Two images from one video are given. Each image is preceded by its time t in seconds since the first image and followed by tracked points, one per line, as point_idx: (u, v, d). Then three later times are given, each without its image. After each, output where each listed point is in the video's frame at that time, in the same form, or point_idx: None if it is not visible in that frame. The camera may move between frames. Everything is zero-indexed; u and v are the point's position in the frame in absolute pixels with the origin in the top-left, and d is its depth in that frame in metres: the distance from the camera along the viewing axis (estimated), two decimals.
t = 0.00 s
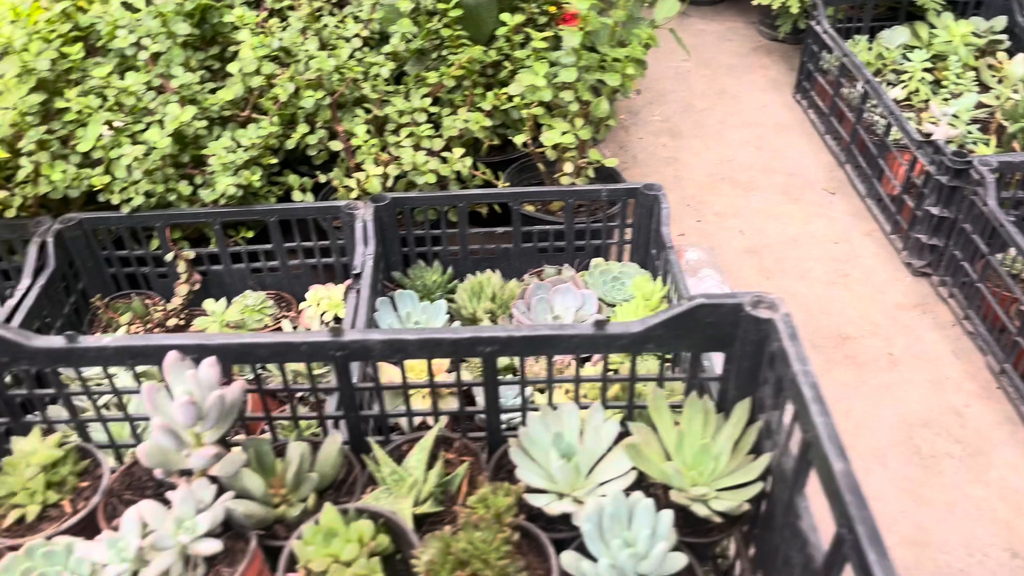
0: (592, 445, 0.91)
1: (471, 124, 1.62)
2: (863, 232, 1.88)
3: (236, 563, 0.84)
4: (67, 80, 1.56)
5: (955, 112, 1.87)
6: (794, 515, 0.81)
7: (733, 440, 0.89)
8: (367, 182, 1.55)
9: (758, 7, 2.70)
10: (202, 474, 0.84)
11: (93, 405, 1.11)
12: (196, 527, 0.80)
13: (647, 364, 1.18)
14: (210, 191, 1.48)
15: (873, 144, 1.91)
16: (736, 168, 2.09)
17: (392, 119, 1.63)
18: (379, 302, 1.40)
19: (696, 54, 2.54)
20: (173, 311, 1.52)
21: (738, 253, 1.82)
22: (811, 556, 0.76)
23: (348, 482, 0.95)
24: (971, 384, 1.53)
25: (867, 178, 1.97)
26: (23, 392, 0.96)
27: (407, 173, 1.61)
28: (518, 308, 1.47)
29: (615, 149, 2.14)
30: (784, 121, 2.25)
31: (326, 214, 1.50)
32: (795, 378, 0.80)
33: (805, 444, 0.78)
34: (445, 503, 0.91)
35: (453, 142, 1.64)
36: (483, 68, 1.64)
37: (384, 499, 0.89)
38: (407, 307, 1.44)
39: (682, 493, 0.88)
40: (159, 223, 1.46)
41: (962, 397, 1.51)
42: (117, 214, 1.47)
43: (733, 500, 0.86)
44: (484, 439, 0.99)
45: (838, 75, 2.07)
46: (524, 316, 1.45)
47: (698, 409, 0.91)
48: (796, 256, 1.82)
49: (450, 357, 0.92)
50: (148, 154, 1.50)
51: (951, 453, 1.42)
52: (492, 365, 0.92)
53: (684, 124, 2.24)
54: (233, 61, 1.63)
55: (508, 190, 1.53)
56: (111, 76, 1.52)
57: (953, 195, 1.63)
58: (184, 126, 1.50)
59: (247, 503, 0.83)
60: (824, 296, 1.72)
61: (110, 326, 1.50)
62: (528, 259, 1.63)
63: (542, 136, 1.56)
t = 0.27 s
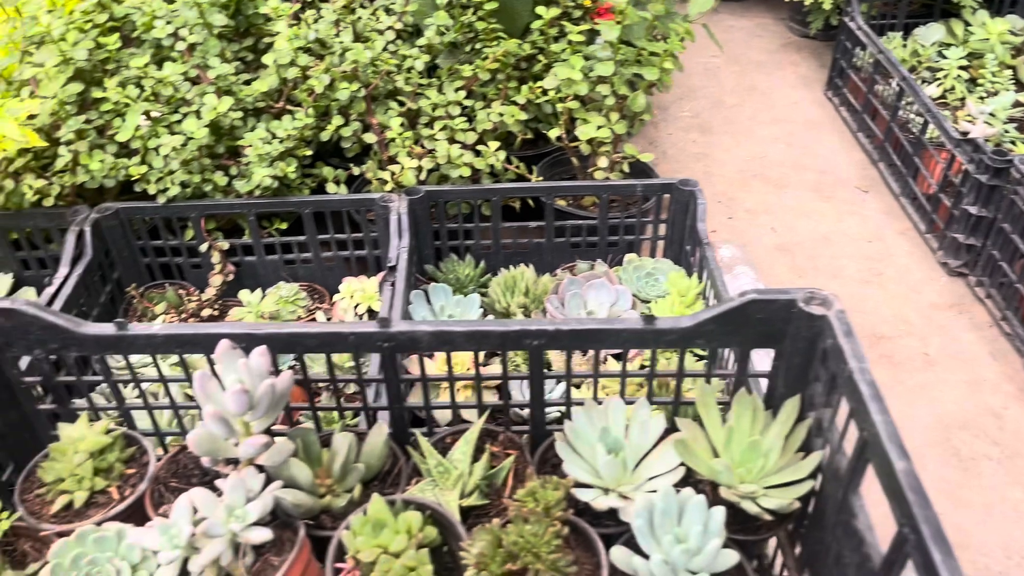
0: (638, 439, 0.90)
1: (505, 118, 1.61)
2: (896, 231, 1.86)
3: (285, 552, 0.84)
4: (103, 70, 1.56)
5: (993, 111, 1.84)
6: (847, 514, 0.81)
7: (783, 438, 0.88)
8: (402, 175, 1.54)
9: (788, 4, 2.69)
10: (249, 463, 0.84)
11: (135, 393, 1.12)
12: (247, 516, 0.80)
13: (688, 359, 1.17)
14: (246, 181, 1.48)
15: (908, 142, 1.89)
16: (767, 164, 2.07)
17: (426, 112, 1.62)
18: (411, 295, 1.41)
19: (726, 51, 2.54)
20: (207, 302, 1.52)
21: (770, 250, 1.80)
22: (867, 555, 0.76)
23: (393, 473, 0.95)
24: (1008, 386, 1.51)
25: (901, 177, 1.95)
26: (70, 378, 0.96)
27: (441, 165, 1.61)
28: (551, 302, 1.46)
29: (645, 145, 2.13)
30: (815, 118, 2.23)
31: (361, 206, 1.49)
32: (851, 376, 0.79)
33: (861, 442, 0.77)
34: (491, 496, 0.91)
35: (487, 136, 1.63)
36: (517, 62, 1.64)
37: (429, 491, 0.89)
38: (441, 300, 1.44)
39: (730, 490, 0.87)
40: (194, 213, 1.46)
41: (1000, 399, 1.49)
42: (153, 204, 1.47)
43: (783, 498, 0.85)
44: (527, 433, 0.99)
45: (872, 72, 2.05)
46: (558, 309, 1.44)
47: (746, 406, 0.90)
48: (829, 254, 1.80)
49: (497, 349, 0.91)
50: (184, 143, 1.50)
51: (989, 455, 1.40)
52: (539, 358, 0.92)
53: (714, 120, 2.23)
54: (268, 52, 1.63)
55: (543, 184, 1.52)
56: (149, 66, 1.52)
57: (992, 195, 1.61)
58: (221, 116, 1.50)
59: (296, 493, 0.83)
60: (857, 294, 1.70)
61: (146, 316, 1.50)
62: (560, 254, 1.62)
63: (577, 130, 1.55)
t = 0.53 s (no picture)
0: (664, 437, 0.90)
1: (525, 115, 1.61)
2: (916, 231, 1.85)
3: (311, 546, 0.84)
4: (125, 65, 1.57)
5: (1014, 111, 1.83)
6: (877, 514, 0.81)
7: (810, 437, 0.88)
8: (422, 171, 1.54)
9: (806, 3, 2.69)
10: (276, 457, 0.84)
11: (159, 386, 1.12)
12: (274, 510, 0.80)
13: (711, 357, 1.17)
14: (266, 177, 1.49)
15: (928, 141, 1.88)
16: (785, 164, 2.06)
17: (445, 109, 1.62)
18: (432, 291, 1.39)
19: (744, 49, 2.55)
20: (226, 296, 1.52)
21: (788, 249, 1.80)
22: (898, 556, 0.75)
23: (418, 469, 0.95)
24: None
25: (920, 177, 1.94)
26: (97, 371, 0.96)
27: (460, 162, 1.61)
28: (571, 300, 1.45)
29: (662, 143, 2.13)
30: (834, 118, 2.22)
31: (380, 202, 1.49)
32: (882, 376, 0.78)
33: (892, 442, 0.77)
34: (515, 493, 0.91)
35: (506, 133, 1.63)
36: (536, 58, 1.63)
37: (454, 487, 0.89)
38: (460, 297, 1.44)
39: (757, 489, 0.87)
40: (214, 208, 1.47)
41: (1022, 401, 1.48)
42: (174, 199, 1.48)
43: (810, 497, 0.85)
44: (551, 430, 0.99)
45: (891, 71, 2.04)
46: (576, 307, 1.43)
47: (773, 405, 0.90)
48: (847, 254, 1.79)
49: (523, 347, 0.91)
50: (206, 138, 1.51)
51: (1011, 457, 1.39)
52: (565, 356, 0.92)
53: (731, 118, 2.24)
54: (288, 48, 1.63)
55: (562, 181, 1.51)
56: (170, 61, 1.53)
57: (1014, 195, 1.60)
58: (242, 112, 1.50)
59: (323, 487, 0.83)
60: (877, 295, 1.69)
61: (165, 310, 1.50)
62: (578, 252, 1.62)
63: (598, 128, 1.55)
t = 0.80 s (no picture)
0: (695, 437, 0.89)
1: (549, 112, 1.60)
2: (940, 233, 1.83)
3: (341, 540, 0.84)
4: (150, 59, 1.57)
5: None
6: (911, 517, 0.80)
7: (842, 439, 0.87)
8: (445, 168, 1.54)
9: (829, 1, 2.69)
10: (306, 450, 0.84)
11: (186, 379, 1.13)
12: (305, 504, 0.80)
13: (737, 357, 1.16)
14: (290, 171, 1.49)
15: (954, 142, 1.86)
16: (807, 163, 2.05)
17: (468, 105, 1.62)
18: (455, 287, 1.39)
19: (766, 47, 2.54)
20: (249, 290, 1.53)
21: (811, 250, 1.78)
22: (933, 560, 0.75)
23: (446, 465, 0.95)
24: None
25: (945, 178, 1.92)
26: (127, 363, 0.97)
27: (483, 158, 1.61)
28: (593, 298, 1.45)
29: (683, 141, 2.12)
30: (857, 118, 2.21)
31: (403, 198, 1.48)
32: (919, 378, 0.78)
33: (929, 445, 0.76)
34: (544, 491, 0.91)
35: (529, 129, 1.62)
36: (560, 55, 1.62)
37: (483, 483, 0.89)
38: (483, 294, 1.43)
39: (788, 491, 0.86)
40: (238, 202, 1.47)
41: None
42: (198, 193, 1.48)
43: (842, 500, 0.84)
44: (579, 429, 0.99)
45: (917, 71, 2.02)
46: (599, 305, 1.43)
47: (805, 406, 0.89)
48: (871, 255, 1.77)
49: (553, 344, 0.91)
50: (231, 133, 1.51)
51: None
52: (595, 354, 0.91)
53: (753, 117, 2.23)
54: (313, 42, 1.63)
55: (585, 179, 1.51)
56: (196, 55, 1.53)
57: None
58: (267, 106, 1.51)
59: (353, 482, 0.84)
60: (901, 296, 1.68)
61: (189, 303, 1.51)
62: (600, 250, 1.61)
63: (622, 125, 1.54)
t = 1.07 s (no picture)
0: (718, 440, 0.89)
1: (568, 111, 1.60)
2: (961, 236, 1.81)
3: (363, 539, 0.84)
4: (171, 55, 1.58)
5: None
6: (937, 524, 0.79)
7: (867, 445, 0.87)
8: (464, 166, 1.54)
9: (848, 1, 2.68)
10: (328, 448, 0.84)
11: (208, 375, 1.14)
12: (329, 502, 0.80)
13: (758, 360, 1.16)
14: (309, 168, 1.49)
15: (975, 145, 1.84)
16: (826, 165, 2.04)
17: (487, 103, 1.62)
18: (473, 286, 1.38)
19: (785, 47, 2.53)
20: (267, 287, 1.53)
21: (830, 252, 1.77)
22: (960, 567, 0.74)
23: (468, 465, 0.95)
24: None
25: (965, 181, 1.90)
26: (151, 359, 0.98)
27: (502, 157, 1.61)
28: (612, 297, 1.45)
29: (701, 141, 2.11)
30: (876, 120, 2.19)
31: (422, 196, 1.48)
32: (947, 385, 0.77)
33: (957, 452, 0.75)
34: (565, 492, 0.91)
35: (548, 128, 1.62)
36: (580, 54, 1.62)
37: (504, 484, 0.88)
38: (500, 293, 1.43)
39: (812, 496, 0.86)
40: (257, 199, 1.47)
41: None
42: (218, 189, 1.48)
43: (866, 505, 0.84)
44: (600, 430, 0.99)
45: (938, 72, 2.00)
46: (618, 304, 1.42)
47: (829, 410, 0.88)
48: (891, 258, 1.76)
49: (576, 345, 0.91)
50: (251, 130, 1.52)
51: None
52: (617, 356, 0.91)
53: (771, 118, 2.22)
54: (333, 40, 1.64)
55: (604, 178, 1.50)
56: (217, 52, 1.54)
57: None
58: (287, 104, 1.51)
59: (375, 481, 0.84)
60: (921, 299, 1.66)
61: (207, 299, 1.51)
62: (618, 250, 1.60)
63: (642, 125, 1.54)
